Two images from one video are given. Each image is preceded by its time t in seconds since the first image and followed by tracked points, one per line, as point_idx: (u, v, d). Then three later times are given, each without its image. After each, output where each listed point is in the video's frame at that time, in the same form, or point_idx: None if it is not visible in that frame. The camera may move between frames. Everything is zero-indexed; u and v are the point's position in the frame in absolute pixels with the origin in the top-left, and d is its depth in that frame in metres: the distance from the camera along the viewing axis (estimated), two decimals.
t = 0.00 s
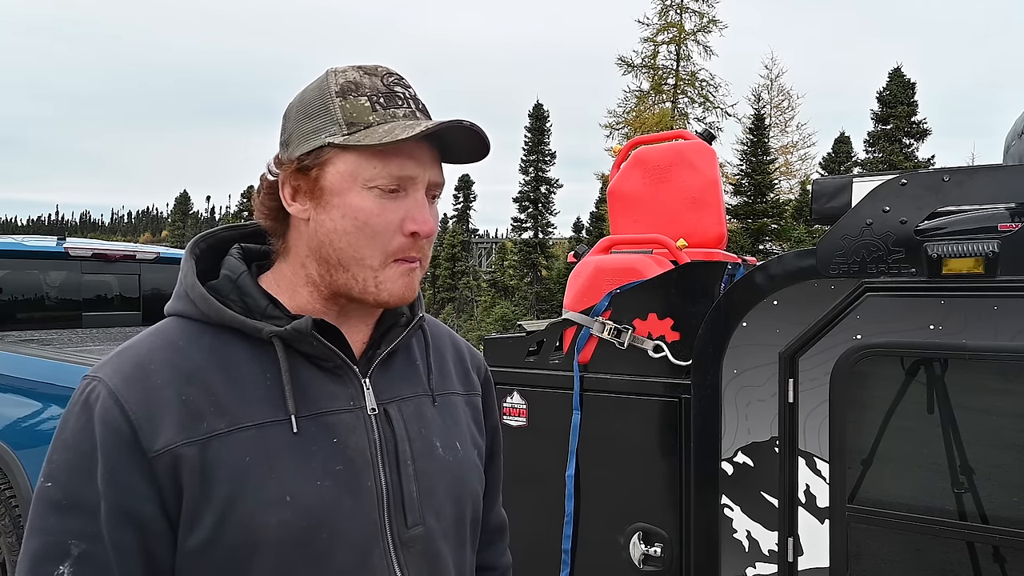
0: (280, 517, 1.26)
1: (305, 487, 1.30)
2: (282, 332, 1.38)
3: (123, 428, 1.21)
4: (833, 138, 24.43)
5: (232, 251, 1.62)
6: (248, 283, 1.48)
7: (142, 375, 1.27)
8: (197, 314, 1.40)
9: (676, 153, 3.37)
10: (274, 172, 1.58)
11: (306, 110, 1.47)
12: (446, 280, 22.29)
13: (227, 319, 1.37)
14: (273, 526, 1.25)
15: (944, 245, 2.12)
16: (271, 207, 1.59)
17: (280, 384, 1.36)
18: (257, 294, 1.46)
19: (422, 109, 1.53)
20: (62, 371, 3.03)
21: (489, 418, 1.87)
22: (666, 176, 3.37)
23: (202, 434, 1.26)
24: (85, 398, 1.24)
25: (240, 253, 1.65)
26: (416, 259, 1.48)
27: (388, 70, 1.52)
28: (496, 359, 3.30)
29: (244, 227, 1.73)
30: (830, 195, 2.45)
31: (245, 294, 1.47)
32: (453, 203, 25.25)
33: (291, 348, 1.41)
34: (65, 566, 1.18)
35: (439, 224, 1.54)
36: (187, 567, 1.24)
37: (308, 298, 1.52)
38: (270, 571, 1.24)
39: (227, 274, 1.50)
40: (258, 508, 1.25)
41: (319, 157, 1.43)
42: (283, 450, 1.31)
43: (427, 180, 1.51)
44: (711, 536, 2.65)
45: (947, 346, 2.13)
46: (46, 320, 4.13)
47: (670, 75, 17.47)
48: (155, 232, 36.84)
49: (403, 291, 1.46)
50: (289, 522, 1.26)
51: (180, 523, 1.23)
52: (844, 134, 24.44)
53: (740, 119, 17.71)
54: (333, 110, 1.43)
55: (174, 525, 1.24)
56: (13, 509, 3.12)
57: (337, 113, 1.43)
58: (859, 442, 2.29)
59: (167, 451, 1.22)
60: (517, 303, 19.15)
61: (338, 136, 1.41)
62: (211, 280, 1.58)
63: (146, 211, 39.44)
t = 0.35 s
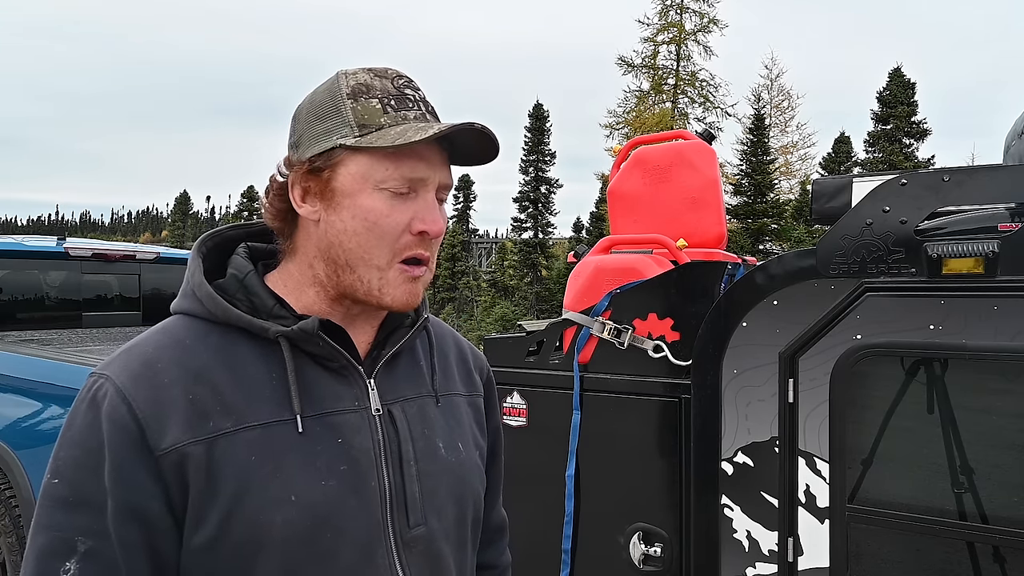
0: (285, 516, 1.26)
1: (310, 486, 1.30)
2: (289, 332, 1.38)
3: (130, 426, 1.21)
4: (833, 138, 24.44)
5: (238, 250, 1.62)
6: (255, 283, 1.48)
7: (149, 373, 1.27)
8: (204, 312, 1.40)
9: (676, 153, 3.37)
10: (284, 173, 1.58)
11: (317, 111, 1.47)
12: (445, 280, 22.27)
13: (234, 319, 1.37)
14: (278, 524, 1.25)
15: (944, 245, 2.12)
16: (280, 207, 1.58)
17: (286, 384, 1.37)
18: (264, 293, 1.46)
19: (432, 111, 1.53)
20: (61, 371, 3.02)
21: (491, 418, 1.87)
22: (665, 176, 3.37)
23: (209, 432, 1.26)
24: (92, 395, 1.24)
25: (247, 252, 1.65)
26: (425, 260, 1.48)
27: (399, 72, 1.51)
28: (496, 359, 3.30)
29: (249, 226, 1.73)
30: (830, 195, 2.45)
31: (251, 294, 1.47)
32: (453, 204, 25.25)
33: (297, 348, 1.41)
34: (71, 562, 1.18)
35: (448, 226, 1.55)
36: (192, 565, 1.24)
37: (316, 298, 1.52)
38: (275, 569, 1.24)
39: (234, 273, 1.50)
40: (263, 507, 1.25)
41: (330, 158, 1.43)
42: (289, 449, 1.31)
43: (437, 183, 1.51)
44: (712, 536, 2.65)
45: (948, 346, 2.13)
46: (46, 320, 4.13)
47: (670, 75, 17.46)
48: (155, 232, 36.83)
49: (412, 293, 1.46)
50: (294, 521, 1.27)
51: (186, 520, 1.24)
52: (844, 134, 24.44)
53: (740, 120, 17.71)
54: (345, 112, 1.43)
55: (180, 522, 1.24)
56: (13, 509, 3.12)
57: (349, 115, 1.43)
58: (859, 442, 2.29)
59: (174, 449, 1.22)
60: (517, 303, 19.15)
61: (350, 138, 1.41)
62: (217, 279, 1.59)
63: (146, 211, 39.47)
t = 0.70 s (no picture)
0: (290, 511, 1.26)
1: (315, 481, 1.30)
2: (294, 329, 1.38)
3: (136, 421, 1.21)
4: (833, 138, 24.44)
5: (243, 248, 1.62)
6: (260, 281, 1.48)
7: (155, 369, 1.27)
8: (209, 309, 1.40)
9: (676, 153, 3.37)
10: (289, 173, 1.58)
11: (321, 112, 1.47)
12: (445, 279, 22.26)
13: (240, 315, 1.38)
14: (283, 519, 1.25)
15: (944, 245, 2.12)
16: (286, 207, 1.58)
17: (290, 380, 1.36)
18: (269, 291, 1.47)
19: (436, 113, 1.54)
20: (61, 371, 3.02)
21: (494, 417, 1.87)
22: (665, 176, 3.37)
23: (214, 427, 1.26)
24: (98, 391, 1.24)
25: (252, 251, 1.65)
26: (431, 259, 1.48)
27: (403, 74, 1.52)
28: (496, 359, 3.30)
29: (255, 226, 1.73)
30: (830, 195, 2.45)
31: (256, 291, 1.47)
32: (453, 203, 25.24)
33: (302, 344, 1.41)
34: (78, 556, 1.18)
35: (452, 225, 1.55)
36: (197, 559, 1.24)
37: (321, 297, 1.52)
38: (280, 563, 1.24)
39: (239, 270, 1.51)
40: (267, 502, 1.25)
41: (336, 158, 1.43)
42: (293, 445, 1.31)
43: (442, 183, 1.51)
44: (712, 536, 2.65)
45: (947, 346, 2.13)
46: (46, 320, 4.13)
47: (670, 75, 17.47)
48: (155, 232, 36.80)
49: (417, 291, 1.46)
50: (299, 516, 1.27)
51: (191, 515, 1.24)
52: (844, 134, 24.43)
53: (740, 120, 17.71)
54: (349, 113, 1.43)
55: (185, 517, 1.24)
56: (13, 509, 3.12)
57: (353, 116, 1.43)
58: (859, 442, 2.29)
59: (180, 443, 1.22)
60: (517, 303, 19.16)
61: (355, 138, 1.41)
62: (221, 277, 1.59)
63: (146, 211, 39.47)
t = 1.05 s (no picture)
0: (293, 506, 1.26)
1: (317, 477, 1.30)
2: (294, 325, 1.38)
3: (139, 417, 1.21)
4: (833, 138, 24.44)
5: (245, 248, 1.63)
6: (261, 278, 1.49)
7: (157, 365, 1.27)
8: (211, 306, 1.40)
9: (676, 153, 3.37)
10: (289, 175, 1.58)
11: (319, 113, 1.48)
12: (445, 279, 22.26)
13: (241, 312, 1.38)
14: (285, 514, 1.25)
15: (944, 245, 2.12)
16: (285, 208, 1.58)
17: (292, 376, 1.36)
18: (271, 289, 1.47)
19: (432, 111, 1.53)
20: (61, 371, 3.02)
21: (496, 415, 1.87)
22: (665, 176, 3.37)
23: (216, 423, 1.26)
24: (101, 387, 1.24)
25: (253, 250, 1.65)
26: (430, 255, 1.48)
27: (398, 74, 1.52)
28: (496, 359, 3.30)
29: (257, 226, 1.73)
30: (830, 195, 2.45)
31: (258, 289, 1.47)
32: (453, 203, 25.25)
33: (303, 340, 1.41)
34: (82, 551, 1.18)
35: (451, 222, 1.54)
36: (199, 554, 1.24)
37: (321, 297, 1.51)
38: (282, 558, 1.24)
39: (241, 269, 1.51)
40: (269, 497, 1.25)
41: (334, 157, 1.43)
42: (295, 440, 1.31)
43: (439, 179, 1.51)
44: (712, 536, 2.65)
45: (947, 346, 2.13)
46: (46, 320, 4.13)
47: (670, 75, 17.47)
48: (155, 232, 36.81)
49: (417, 287, 1.46)
50: (301, 511, 1.27)
51: (194, 510, 1.24)
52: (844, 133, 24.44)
53: (740, 120, 17.71)
54: (346, 113, 1.43)
55: (188, 512, 1.24)
56: (13, 509, 3.12)
57: (350, 115, 1.43)
58: (859, 442, 2.29)
59: (181, 439, 1.22)
60: (517, 303, 19.16)
61: (352, 137, 1.41)
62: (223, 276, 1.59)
63: (147, 211, 39.50)
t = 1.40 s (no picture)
0: (293, 503, 1.26)
1: (317, 474, 1.30)
2: (294, 323, 1.38)
3: (139, 415, 1.21)
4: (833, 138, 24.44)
5: (245, 247, 1.62)
6: (262, 277, 1.49)
7: (157, 363, 1.27)
8: (212, 305, 1.40)
9: (676, 153, 3.37)
10: (289, 173, 1.58)
11: (320, 112, 1.48)
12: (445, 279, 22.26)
13: (241, 310, 1.38)
14: (285, 512, 1.25)
15: (944, 245, 2.12)
16: (285, 206, 1.58)
17: (292, 374, 1.36)
18: (271, 287, 1.47)
19: (433, 112, 1.53)
20: (61, 370, 3.02)
21: (497, 415, 1.87)
22: (665, 176, 3.37)
23: (216, 420, 1.26)
24: (101, 385, 1.24)
25: (253, 249, 1.65)
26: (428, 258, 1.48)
27: (400, 75, 1.52)
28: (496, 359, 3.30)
29: (258, 225, 1.73)
30: (830, 195, 2.45)
31: (258, 288, 1.47)
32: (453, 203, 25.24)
33: (304, 339, 1.41)
34: (82, 550, 1.18)
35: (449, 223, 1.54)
36: (199, 552, 1.24)
37: (319, 296, 1.51)
38: (282, 556, 1.24)
39: (241, 268, 1.51)
40: (270, 494, 1.25)
41: (335, 156, 1.43)
42: (296, 438, 1.31)
43: (439, 181, 1.51)
44: (712, 536, 2.65)
45: (947, 346, 2.13)
46: (46, 320, 4.13)
47: (670, 75, 17.47)
48: (155, 232, 36.81)
49: (414, 290, 1.46)
50: (301, 509, 1.26)
51: (193, 507, 1.23)
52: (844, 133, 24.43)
53: (740, 120, 17.71)
54: (347, 112, 1.44)
55: (188, 509, 1.24)
56: (13, 509, 3.12)
57: (351, 115, 1.43)
58: (859, 442, 2.29)
59: (181, 436, 1.22)
60: (517, 303, 19.17)
61: (352, 137, 1.42)
62: (223, 275, 1.59)
63: (146, 211, 39.51)
